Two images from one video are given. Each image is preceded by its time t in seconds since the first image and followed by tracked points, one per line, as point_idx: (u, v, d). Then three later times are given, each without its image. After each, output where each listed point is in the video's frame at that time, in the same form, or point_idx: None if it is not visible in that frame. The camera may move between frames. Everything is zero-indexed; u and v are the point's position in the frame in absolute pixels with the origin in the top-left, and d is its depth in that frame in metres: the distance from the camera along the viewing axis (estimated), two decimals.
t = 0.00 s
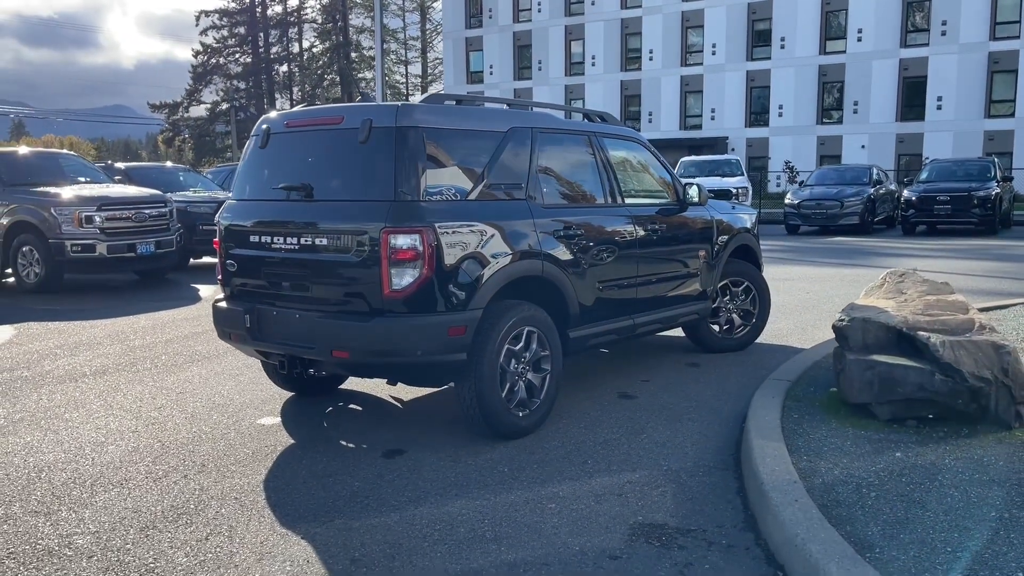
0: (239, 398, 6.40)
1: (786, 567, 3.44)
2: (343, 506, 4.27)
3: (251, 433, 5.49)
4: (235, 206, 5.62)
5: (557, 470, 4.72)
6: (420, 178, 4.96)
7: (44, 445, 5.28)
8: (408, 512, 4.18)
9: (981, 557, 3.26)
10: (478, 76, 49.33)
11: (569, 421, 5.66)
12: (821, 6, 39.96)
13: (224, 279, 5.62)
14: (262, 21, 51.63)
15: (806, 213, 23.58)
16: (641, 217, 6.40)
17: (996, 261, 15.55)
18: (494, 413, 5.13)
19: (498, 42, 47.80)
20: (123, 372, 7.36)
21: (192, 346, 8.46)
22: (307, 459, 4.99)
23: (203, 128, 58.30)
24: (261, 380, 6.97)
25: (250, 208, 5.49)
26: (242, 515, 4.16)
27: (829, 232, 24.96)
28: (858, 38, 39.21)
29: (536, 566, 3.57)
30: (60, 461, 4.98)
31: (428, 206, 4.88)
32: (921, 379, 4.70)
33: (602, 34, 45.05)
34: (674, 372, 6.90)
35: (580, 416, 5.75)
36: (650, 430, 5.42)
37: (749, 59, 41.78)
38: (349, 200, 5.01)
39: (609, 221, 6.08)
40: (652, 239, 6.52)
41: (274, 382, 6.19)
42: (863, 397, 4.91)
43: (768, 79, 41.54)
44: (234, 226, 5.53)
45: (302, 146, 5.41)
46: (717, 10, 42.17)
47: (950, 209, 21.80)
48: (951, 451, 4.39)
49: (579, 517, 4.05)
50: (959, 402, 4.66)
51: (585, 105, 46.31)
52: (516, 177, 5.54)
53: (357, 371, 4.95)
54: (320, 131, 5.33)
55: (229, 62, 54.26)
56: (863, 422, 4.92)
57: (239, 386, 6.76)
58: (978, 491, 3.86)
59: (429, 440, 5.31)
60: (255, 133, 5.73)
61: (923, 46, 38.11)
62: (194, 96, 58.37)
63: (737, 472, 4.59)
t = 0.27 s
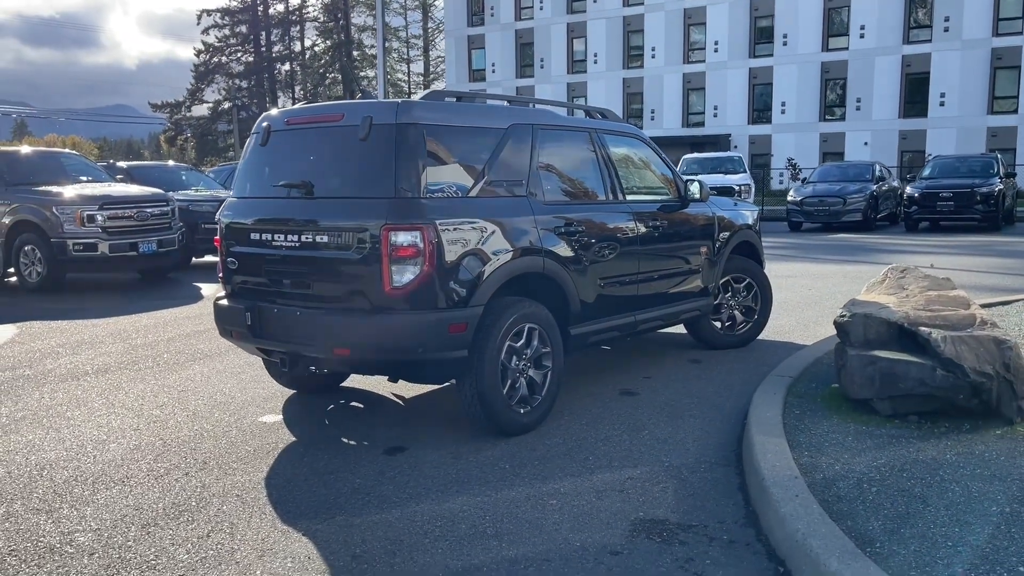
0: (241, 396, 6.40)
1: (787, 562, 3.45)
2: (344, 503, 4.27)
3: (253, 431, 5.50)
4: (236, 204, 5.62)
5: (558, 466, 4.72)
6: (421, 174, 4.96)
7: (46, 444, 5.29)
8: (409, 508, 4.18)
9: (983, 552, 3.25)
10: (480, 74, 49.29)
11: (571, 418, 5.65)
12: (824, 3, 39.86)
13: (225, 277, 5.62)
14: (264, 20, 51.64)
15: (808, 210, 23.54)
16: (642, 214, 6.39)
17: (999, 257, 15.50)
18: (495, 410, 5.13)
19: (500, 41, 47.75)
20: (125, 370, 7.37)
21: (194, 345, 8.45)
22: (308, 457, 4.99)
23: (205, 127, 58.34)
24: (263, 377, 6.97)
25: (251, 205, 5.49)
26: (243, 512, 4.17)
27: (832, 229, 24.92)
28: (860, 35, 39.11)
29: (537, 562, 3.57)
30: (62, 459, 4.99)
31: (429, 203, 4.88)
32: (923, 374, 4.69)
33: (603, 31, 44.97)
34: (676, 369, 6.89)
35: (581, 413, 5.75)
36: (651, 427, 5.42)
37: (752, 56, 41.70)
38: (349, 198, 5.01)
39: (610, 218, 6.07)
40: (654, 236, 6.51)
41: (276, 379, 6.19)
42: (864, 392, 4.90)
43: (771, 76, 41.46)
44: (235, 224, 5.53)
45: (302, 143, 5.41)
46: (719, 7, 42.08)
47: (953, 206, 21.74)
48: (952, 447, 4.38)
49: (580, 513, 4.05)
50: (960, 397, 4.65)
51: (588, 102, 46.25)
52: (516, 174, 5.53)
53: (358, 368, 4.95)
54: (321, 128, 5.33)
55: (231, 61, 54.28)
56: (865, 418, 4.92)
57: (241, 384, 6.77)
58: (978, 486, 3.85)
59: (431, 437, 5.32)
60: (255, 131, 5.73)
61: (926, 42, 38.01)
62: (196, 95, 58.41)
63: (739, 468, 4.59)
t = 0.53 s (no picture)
0: (243, 395, 6.41)
1: (789, 559, 3.45)
2: (347, 501, 4.28)
3: (255, 431, 5.50)
4: (237, 204, 5.63)
5: (560, 465, 4.72)
6: (421, 174, 4.96)
7: (49, 444, 5.30)
8: (411, 507, 4.18)
9: (985, 549, 3.26)
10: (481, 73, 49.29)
11: (573, 416, 5.66)
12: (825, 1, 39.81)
13: (227, 276, 5.62)
14: (265, 21, 51.64)
15: (811, 208, 23.53)
16: (643, 213, 6.40)
17: (1001, 254, 15.47)
18: (497, 409, 5.13)
19: (501, 40, 47.73)
20: (127, 370, 7.38)
21: (196, 345, 8.46)
22: (311, 456, 5.00)
23: (207, 128, 58.41)
24: (265, 377, 6.98)
25: (252, 205, 5.50)
26: (246, 511, 4.17)
27: (834, 227, 24.92)
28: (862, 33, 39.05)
29: (539, 560, 3.57)
30: (65, 459, 5.00)
31: (429, 202, 4.88)
32: (924, 372, 4.68)
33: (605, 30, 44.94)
34: (677, 367, 6.89)
35: (583, 411, 5.76)
36: (652, 425, 5.42)
37: (753, 55, 41.66)
38: (350, 197, 5.01)
39: (611, 217, 6.08)
40: (655, 234, 6.51)
41: (278, 379, 6.19)
42: (865, 390, 4.90)
43: (772, 74, 41.43)
44: (237, 224, 5.53)
45: (303, 143, 5.42)
46: (720, 6, 42.04)
47: (955, 203, 21.72)
48: (954, 444, 4.38)
49: (582, 511, 4.05)
50: (962, 394, 4.65)
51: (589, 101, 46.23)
52: (517, 173, 5.53)
53: (360, 368, 4.95)
54: (322, 128, 5.34)
55: (233, 61, 54.32)
56: (867, 415, 4.91)
57: (243, 384, 6.77)
58: (980, 483, 3.86)
59: (432, 436, 5.32)
60: (257, 132, 5.74)
61: (927, 40, 37.97)
62: (198, 96, 58.48)
63: (741, 466, 4.59)
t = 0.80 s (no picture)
0: (244, 397, 6.41)
1: (790, 559, 3.45)
2: (347, 502, 4.28)
3: (256, 431, 5.51)
4: (238, 204, 5.64)
5: (560, 465, 4.72)
6: (421, 174, 4.96)
7: (49, 445, 5.29)
8: (412, 508, 4.18)
9: (987, 548, 3.25)
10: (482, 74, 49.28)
11: (573, 416, 5.65)
12: None
13: (228, 277, 5.63)
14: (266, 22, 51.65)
15: (812, 207, 23.51)
16: (644, 212, 6.39)
17: (1003, 253, 15.43)
18: (497, 408, 5.13)
19: (501, 40, 47.72)
20: (128, 372, 7.38)
21: (197, 347, 8.46)
22: (312, 456, 5.00)
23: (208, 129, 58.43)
24: (266, 378, 6.98)
25: (252, 206, 5.50)
26: (247, 511, 4.18)
27: (835, 226, 24.89)
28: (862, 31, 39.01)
29: (539, 560, 3.57)
30: (66, 461, 5.00)
31: (429, 202, 4.88)
32: (925, 370, 4.68)
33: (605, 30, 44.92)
34: (678, 367, 6.89)
35: (583, 411, 5.76)
36: (653, 424, 5.42)
37: (753, 54, 41.63)
38: (350, 198, 5.01)
39: (611, 216, 6.07)
40: (655, 234, 6.51)
41: (279, 379, 6.19)
42: (866, 389, 4.89)
43: (773, 73, 41.40)
44: (237, 225, 5.54)
45: (303, 143, 5.42)
46: (720, 5, 42.02)
47: (956, 201, 21.68)
48: (954, 443, 4.37)
49: (583, 512, 4.05)
50: (963, 393, 4.65)
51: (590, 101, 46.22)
52: (517, 173, 5.53)
53: (361, 368, 4.96)
54: (322, 129, 5.34)
55: (233, 62, 54.32)
56: (868, 415, 4.91)
57: (244, 385, 6.77)
58: (981, 482, 3.85)
59: (433, 436, 5.33)
60: (257, 133, 5.74)
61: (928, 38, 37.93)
62: (199, 97, 58.46)
63: (742, 466, 4.58)
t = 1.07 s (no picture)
0: (244, 398, 6.41)
1: (791, 559, 3.44)
2: (348, 503, 4.28)
3: (257, 433, 5.51)
4: (238, 206, 5.64)
5: (561, 465, 4.72)
6: (420, 175, 4.96)
7: (50, 447, 5.30)
8: (412, 508, 4.18)
9: (987, 547, 3.25)
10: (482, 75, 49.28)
11: (573, 416, 5.66)
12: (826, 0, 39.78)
13: (228, 279, 5.63)
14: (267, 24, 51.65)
15: (812, 208, 23.50)
16: (644, 212, 6.39)
17: (1005, 252, 15.41)
18: (498, 409, 5.13)
19: (502, 41, 47.73)
20: (129, 373, 7.39)
21: (198, 348, 8.46)
22: (312, 458, 5.00)
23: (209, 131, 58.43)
24: (267, 379, 6.98)
25: (252, 207, 5.51)
26: (248, 513, 4.18)
27: (836, 226, 24.87)
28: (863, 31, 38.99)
29: (539, 561, 3.57)
30: (66, 463, 5.00)
31: (429, 203, 4.88)
32: (925, 370, 4.68)
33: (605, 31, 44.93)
34: (678, 367, 6.89)
35: (584, 411, 5.75)
36: (653, 424, 5.42)
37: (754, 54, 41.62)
38: (350, 199, 5.01)
39: (611, 216, 6.08)
40: (655, 234, 6.51)
41: (279, 380, 6.19)
42: (867, 388, 4.88)
43: (773, 73, 41.39)
44: (237, 226, 5.54)
45: (303, 144, 5.43)
46: (721, 5, 42.02)
47: (957, 201, 21.67)
48: (955, 442, 4.37)
49: (583, 512, 4.05)
50: (963, 392, 4.64)
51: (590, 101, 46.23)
52: (517, 173, 5.54)
53: (361, 369, 4.96)
54: (322, 130, 5.35)
55: (234, 64, 54.32)
56: (869, 414, 4.90)
57: (245, 386, 6.78)
58: (982, 481, 3.85)
59: (434, 437, 5.33)
60: (256, 134, 5.75)
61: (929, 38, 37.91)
62: (200, 99, 58.47)
63: (742, 466, 4.58)
